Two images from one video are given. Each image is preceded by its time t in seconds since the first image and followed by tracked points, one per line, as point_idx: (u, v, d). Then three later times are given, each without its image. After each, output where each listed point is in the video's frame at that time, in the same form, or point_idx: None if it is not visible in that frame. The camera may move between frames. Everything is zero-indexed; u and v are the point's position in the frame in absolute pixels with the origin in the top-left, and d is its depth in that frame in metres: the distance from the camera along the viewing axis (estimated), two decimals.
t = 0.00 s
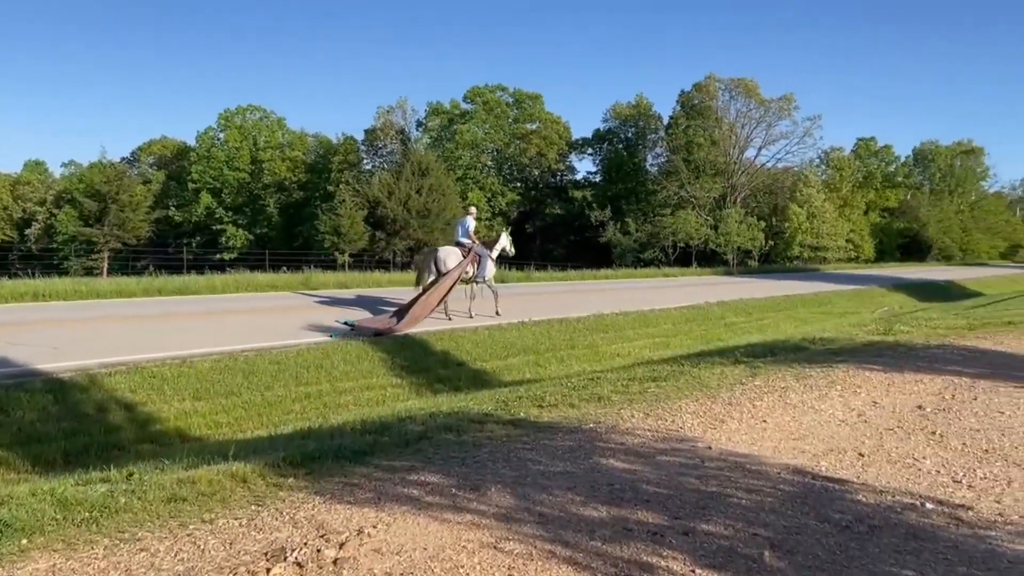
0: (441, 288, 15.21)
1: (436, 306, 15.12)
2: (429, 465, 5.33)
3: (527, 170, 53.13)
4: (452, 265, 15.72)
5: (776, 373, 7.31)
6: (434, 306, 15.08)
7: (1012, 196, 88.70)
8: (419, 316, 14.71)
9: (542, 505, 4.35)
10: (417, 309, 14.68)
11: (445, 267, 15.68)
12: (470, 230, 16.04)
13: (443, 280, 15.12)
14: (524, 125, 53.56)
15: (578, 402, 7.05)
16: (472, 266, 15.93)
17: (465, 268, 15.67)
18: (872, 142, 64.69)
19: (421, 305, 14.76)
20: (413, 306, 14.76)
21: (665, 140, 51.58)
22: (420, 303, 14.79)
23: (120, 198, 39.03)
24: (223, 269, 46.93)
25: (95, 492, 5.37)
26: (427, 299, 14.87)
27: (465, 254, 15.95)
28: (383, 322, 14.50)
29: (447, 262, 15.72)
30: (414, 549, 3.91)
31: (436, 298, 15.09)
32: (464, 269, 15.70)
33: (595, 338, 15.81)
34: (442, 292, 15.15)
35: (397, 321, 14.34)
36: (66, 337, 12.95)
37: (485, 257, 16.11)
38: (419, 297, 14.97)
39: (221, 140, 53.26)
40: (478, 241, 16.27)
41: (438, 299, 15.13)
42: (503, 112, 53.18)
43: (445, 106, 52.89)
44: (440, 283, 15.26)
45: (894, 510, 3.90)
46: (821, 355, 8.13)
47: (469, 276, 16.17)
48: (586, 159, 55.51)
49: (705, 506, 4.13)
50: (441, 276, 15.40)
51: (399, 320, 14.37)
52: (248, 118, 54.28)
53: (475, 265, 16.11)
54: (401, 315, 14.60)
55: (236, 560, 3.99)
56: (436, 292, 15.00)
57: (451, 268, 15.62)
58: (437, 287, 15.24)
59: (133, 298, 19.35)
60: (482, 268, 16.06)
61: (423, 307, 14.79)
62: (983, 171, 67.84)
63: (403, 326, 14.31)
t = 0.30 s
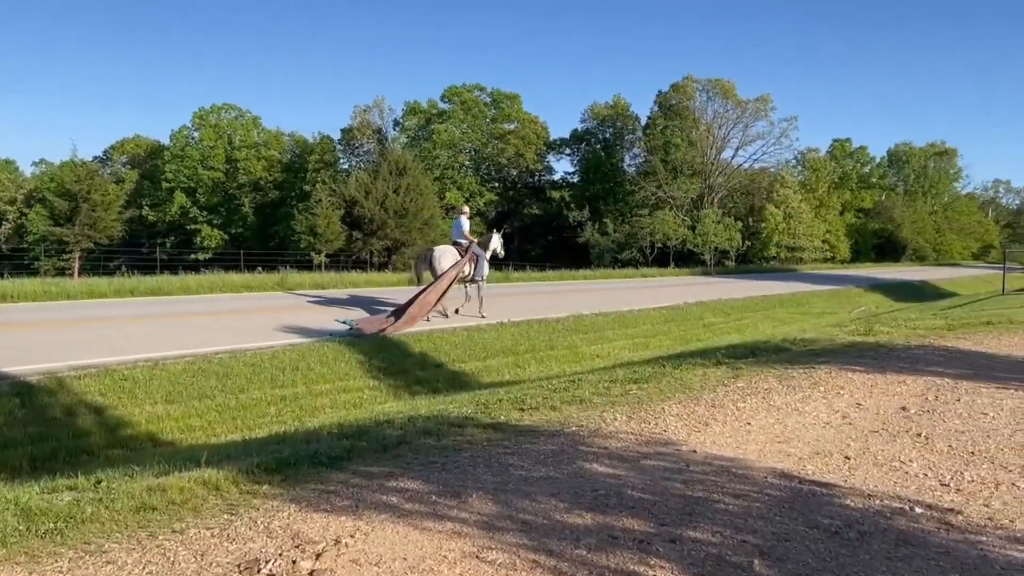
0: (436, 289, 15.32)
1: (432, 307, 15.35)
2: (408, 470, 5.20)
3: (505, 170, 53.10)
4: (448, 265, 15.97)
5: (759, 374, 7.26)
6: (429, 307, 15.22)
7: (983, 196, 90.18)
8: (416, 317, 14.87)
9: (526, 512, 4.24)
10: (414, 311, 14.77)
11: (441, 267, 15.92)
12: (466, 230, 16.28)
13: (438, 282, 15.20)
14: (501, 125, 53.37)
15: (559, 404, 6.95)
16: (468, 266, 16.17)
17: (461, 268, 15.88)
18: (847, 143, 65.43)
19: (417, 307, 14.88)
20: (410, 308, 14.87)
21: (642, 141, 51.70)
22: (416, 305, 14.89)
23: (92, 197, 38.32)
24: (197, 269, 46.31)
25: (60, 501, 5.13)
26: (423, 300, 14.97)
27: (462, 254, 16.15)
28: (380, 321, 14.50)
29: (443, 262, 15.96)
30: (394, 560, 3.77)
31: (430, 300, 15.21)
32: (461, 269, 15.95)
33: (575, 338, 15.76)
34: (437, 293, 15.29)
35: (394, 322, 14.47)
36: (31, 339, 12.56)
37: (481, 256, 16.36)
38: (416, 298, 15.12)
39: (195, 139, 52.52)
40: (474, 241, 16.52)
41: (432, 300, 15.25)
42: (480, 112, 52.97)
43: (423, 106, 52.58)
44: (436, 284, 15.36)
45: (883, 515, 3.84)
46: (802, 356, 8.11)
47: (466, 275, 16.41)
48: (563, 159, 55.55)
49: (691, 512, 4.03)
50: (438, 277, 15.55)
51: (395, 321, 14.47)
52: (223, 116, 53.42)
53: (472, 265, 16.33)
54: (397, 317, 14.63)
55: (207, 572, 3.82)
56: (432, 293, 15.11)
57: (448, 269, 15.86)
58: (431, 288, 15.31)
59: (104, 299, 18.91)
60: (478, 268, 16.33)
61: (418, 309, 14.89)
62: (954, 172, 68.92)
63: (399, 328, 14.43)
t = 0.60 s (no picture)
0: (436, 290, 15.55)
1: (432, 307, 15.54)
2: (394, 473, 5.08)
3: (485, 169, 53.04)
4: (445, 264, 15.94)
5: (745, 374, 7.20)
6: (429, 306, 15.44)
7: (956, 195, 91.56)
8: (417, 317, 15.11)
9: (517, 516, 4.14)
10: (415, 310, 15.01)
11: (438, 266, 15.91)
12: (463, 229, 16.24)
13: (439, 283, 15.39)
14: (480, 125, 53.15)
15: (546, 405, 6.84)
16: (463, 265, 16.01)
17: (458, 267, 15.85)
18: (823, 144, 66.10)
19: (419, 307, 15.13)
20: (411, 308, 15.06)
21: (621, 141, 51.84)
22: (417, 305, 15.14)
23: (66, 195, 37.57)
24: (173, 270, 45.71)
25: (31, 509, 4.93)
26: (424, 300, 15.21)
27: (457, 253, 16.09)
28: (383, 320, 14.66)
29: (441, 261, 15.97)
30: (383, 568, 3.66)
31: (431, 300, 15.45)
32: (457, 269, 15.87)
33: (557, 338, 15.67)
34: (437, 293, 15.50)
35: (396, 320, 14.71)
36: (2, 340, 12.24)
37: (476, 256, 16.27)
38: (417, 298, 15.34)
39: (171, 138, 51.76)
40: (470, 240, 16.45)
41: (432, 300, 15.45)
42: (459, 111, 52.75)
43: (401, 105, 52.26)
44: (435, 284, 15.55)
45: (879, 517, 3.78)
46: (788, 356, 8.07)
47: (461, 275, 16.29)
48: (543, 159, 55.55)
49: (686, 514, 3.96)
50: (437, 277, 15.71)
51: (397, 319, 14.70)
52: (200, 115, 52.51)
53: (468, 264, 16.23)
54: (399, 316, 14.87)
55: None
56: (432, 294, 15.35)
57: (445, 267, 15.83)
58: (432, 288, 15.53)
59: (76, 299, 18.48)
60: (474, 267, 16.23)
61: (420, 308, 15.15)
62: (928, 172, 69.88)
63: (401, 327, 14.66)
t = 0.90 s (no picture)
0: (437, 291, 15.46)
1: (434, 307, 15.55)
2: (388, 481, 4.94)
3: (466, 169, 52.88)
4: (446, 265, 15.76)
5: (739, 375, 7.12)
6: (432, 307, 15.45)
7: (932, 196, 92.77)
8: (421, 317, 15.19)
9: (516, 524, 4.02)
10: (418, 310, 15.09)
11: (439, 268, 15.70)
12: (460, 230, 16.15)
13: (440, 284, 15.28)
14: (461, 125, 53.01)
15: (539, 408, 6.71)
16: (463, 266, 16.05)
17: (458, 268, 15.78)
18: (802, 144, 66.63)
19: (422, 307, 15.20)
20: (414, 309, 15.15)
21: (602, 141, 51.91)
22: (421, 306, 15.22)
23: (41, 195, 36.87)
24: (151, 271, 45.13)
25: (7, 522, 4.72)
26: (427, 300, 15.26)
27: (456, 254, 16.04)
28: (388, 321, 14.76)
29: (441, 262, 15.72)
30: None
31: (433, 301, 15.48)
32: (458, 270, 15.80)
33: (543, 339, 15.56)
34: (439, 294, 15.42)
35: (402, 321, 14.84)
36: None
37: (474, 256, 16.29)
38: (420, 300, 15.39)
39: (148, 138, 51.03)
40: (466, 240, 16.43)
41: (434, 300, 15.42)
42: (441, 111, 52.55)
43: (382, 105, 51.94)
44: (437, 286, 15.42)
45: (888, 523, 3.71)
46: (780, 356, 8.01)
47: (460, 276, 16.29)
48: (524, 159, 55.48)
49: (692, 522, 3.86)
50: (438, 279, 15.62)
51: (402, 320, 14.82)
52: (178, 114, 51.94)
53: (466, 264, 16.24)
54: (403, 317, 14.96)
55: None
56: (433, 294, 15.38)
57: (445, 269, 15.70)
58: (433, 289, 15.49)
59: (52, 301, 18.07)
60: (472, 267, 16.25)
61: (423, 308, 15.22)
62: (905, 172, 70.68)
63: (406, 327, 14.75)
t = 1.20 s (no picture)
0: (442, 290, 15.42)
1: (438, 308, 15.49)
2: (386, 490, 4.83)
3: (452, 169, 52.79)
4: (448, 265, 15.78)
5: (737, 377, 7.07)
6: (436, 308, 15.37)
7: (913, 195, 93.77)
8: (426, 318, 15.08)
9: (521, 535, 3.92)
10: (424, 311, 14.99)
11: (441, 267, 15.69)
12: (461, 230, 16.14)
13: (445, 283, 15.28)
14: (446, 125, 52.90)
15: (536, 412, 6.63)
16: (464, 266, 15.98)
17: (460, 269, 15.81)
18: (787, 144, 67.01)
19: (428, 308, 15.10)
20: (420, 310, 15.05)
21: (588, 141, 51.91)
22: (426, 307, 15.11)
23: (22, 196, 36.27)
24: (134, 272, 44.68)
25: None
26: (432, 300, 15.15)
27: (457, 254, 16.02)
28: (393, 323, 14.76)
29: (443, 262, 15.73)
30: None
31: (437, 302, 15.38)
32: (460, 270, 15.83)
33: (533, 340, 15.48)
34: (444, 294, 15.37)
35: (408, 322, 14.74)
36: None
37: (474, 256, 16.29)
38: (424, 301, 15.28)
39: (130, 139, 50.21)
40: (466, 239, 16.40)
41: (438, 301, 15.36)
42: (426, 111, 52.40)
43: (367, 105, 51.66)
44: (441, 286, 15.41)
45: (900, 530, 3.65)
46: (775, 357, 7.97)
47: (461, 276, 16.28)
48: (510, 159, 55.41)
49: (700, 531, 3.78)
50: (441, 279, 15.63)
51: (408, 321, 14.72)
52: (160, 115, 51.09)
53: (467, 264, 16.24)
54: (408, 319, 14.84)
55: None
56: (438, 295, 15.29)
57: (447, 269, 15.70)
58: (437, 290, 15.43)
59: (34, 304, 17.78)
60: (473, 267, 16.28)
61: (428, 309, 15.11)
62: (887, 171, 71.29)
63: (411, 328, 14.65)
